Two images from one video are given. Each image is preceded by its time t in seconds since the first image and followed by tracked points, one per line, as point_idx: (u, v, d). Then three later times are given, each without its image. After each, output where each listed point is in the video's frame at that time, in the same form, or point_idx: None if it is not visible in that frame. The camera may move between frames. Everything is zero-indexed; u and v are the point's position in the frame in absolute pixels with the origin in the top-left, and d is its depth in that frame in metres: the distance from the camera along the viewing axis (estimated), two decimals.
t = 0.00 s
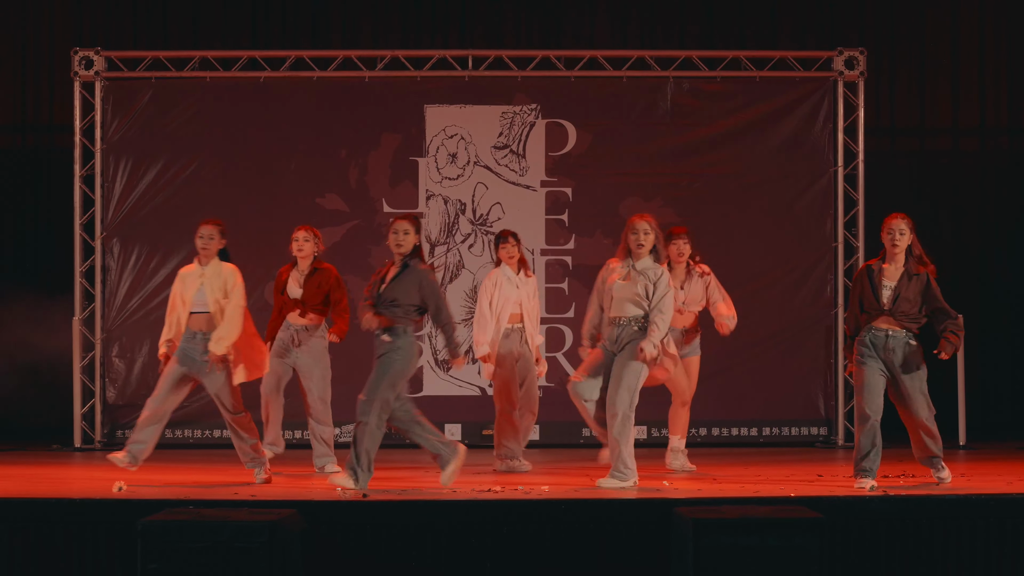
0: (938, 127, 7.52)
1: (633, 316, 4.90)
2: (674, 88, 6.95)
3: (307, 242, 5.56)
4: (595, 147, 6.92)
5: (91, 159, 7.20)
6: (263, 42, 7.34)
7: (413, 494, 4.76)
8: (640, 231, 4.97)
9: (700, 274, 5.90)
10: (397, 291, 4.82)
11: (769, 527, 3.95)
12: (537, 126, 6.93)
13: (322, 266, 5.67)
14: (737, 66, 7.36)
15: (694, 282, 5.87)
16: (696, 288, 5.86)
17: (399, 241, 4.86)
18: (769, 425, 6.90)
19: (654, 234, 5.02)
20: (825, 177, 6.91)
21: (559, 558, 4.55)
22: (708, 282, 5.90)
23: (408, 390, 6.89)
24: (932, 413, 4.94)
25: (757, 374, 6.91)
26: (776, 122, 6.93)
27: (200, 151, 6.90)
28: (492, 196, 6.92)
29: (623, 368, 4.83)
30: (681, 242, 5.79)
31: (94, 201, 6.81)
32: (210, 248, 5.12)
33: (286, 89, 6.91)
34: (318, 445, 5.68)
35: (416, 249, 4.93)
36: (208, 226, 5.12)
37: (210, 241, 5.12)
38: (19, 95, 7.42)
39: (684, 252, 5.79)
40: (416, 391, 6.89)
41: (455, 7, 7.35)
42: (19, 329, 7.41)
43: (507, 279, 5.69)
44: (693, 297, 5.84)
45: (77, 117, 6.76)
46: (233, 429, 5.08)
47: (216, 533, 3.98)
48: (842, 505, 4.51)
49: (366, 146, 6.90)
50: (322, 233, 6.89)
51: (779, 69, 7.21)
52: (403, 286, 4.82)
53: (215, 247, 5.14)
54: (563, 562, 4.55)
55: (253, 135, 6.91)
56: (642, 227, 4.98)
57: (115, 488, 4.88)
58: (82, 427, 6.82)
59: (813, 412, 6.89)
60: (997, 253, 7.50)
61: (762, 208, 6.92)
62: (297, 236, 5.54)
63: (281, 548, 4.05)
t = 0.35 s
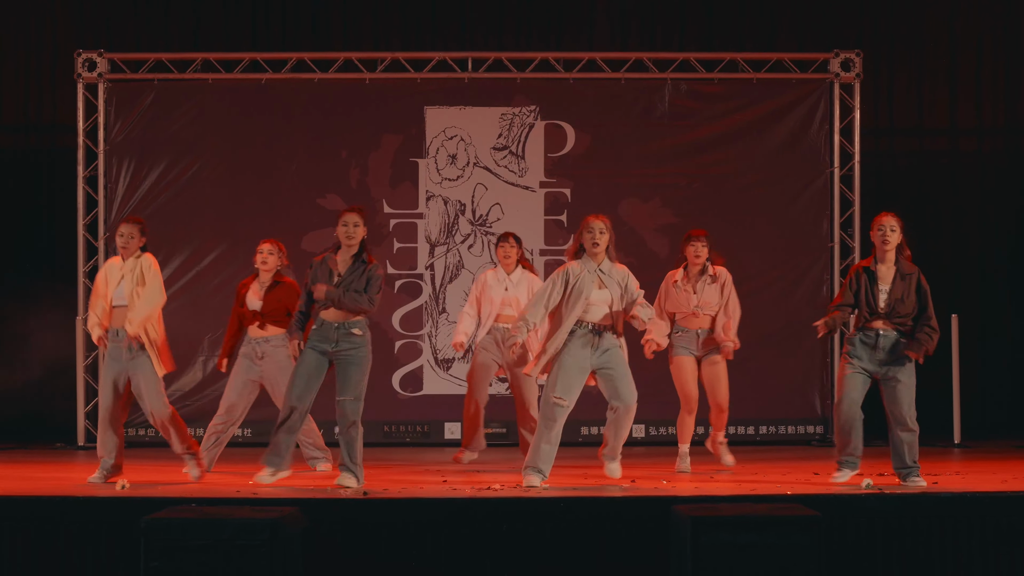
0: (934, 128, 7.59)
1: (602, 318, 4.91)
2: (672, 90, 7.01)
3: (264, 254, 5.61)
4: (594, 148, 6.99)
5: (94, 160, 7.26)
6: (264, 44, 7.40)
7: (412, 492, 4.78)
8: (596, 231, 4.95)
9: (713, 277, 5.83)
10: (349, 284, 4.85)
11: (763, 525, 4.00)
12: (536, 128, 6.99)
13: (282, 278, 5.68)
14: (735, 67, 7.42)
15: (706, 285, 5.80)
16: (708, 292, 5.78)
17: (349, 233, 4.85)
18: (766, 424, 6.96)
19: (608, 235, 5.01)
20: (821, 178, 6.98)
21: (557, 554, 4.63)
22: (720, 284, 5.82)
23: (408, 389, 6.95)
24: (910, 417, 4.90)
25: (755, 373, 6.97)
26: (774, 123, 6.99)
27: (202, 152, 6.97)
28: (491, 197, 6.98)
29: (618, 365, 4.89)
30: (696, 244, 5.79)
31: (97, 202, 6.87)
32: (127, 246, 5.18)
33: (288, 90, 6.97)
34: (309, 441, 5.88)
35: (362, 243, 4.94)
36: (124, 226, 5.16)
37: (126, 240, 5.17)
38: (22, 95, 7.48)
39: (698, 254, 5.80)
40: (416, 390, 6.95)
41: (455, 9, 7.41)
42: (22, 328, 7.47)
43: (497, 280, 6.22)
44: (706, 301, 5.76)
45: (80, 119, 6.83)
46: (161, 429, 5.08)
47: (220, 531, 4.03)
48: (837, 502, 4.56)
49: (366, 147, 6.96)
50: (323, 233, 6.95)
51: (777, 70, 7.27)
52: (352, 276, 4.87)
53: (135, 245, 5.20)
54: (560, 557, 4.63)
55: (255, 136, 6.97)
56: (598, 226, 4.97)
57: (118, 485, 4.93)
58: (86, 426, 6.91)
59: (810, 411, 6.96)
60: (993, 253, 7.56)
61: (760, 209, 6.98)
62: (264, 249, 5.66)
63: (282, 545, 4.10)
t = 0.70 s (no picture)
0: (922, 132, 7.81)
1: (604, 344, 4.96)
2: (668, 95, 7.23)
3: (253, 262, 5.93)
4: (592, 152, 7.20)
5: (107, 164, 7.48)
6: (272, 50, 7.60)
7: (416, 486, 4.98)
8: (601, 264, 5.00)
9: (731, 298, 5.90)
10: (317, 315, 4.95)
11: (761, 519, 4.09)
12: (536, 132, 7.20)
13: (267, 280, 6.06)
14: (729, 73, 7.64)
15: (722, 309, 5.88)
16: (725, 315, 5.86)
17: (315, 266, 5.01)
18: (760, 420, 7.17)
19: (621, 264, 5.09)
20: (813, 182, 7.19)
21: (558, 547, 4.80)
22: (736, 308, 5.87)
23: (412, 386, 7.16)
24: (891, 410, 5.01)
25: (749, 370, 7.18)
26: (767, 129, 7.21)
27: (211, 157, 7.18)
28: (492, 200, 7.19)
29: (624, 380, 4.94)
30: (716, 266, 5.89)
31: (111, 204, 7.08)
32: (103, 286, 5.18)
33: (295, 96, 7.18)
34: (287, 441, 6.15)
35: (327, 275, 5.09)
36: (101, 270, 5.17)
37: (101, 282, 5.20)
38: (37, 101, 7.67)
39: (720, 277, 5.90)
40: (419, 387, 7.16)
41: (457, 16, 7.62)
42: (36, 326, 7.68)
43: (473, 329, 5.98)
44: (724, 326, 5.86)
45: (94, 124, 7.04)
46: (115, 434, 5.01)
47: (225, 525, 4.13)
48: (828, 496, 4.74)
49: (371, 151, 7.17)
50: (330, 235, 7.16)
51: (770, 76, 7.48)
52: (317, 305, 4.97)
53: (110, 288, 5.20)
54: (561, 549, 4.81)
55: (263, 141, 7.18)
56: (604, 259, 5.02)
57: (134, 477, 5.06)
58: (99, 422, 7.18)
59: (802, 407, 7.18)
60: (981, 255, 7.77)
61: (753, 211, 7.19)
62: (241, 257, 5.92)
63: (289, 539, 4.20)
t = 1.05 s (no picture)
0: (916, 136, 8.02)
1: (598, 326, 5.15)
2: (669, 101, 7.44)
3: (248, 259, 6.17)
4: (596, 157, 7.41)
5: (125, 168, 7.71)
6: (284, 57, 7.82)
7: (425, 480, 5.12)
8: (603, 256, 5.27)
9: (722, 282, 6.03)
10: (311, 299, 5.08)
11: (759, 512, 4.21)
12: (541, 137, 7.41)
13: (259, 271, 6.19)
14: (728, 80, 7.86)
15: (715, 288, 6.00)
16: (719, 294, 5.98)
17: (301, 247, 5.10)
18: (759, 416, 7.38)
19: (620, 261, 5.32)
20: (810, 185, 7.40)
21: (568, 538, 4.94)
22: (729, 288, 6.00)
23: (421, 383, 7.37)
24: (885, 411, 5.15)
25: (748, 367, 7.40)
26: (765, 133, 7.42)
27: (226, 160, 7.40)
28: (499, 202, 7.41)
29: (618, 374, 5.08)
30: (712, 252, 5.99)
31: (129, 206, 7.30)
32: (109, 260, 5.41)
33: (307, 102, 7.40)
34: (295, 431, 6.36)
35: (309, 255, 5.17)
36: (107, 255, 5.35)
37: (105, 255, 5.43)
38: (56, 107, 7.88)
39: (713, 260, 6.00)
40: (428, 384, 7.37)
41: (464, 24, 7.83)
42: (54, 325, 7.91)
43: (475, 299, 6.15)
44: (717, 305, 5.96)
45: (113, 129, 7.26)
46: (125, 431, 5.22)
47: (240, 518, 4.29)
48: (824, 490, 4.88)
49: (381, 155, 7.39)
50: (342, 236, 7.37)
51: (769, 82, 7.70)
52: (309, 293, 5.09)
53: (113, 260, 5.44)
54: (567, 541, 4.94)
55: (276, 145, 7.40)
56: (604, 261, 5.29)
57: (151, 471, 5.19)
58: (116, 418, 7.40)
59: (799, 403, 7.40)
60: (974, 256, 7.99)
61: (751, 213, 7.40)
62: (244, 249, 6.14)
63: (301, 530, 4.36)
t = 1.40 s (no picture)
0: (911, 141, 8.24)
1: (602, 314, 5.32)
2: (671, 107, 7.66)
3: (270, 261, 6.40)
4: (600, 160, 7.63)
5: (143, 172, 7.94)
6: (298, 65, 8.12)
7: (429, 475, 5.18)
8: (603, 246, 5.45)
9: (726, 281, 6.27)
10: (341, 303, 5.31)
11: (761, 506, 4.25)
12: (547, 141, 7.63)
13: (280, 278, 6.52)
14: (728, 86, 8.10)
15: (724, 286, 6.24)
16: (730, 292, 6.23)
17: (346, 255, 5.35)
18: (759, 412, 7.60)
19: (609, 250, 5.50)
20: (808, 188, 7.62)
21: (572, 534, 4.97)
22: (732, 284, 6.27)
23: (430, 380, 7.60)
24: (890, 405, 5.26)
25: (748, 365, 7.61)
26: (764, 137, 7.64)
27: (241, 164, 7.62)
28: (506, 205, 7.63)
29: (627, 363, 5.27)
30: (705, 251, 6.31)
31: (147, 209, 7.52)
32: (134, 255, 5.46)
33: (319, 107, 7.62)
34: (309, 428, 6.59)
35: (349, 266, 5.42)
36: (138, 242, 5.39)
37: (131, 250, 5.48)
38: (78, 113, 8.13)
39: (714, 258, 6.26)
40: (437, 381, 7.60)
41: (472, 33, 8.12)
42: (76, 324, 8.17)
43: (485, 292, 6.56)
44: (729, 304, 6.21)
45: (131, 133, 7.48)
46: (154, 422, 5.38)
47: (256, 511, 4.25)
48: (825, 483, 4.87)
49: (392, 159, 7.61)
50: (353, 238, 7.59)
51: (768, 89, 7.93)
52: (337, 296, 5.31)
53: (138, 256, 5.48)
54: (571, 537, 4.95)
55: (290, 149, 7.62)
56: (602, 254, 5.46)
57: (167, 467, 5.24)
58: (135, 414, 7.64)
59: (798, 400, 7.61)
60: (966, 257, 8.22)
61: (752, 215, 7.62)
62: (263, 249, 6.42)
63: (315, 526, 4.31)
